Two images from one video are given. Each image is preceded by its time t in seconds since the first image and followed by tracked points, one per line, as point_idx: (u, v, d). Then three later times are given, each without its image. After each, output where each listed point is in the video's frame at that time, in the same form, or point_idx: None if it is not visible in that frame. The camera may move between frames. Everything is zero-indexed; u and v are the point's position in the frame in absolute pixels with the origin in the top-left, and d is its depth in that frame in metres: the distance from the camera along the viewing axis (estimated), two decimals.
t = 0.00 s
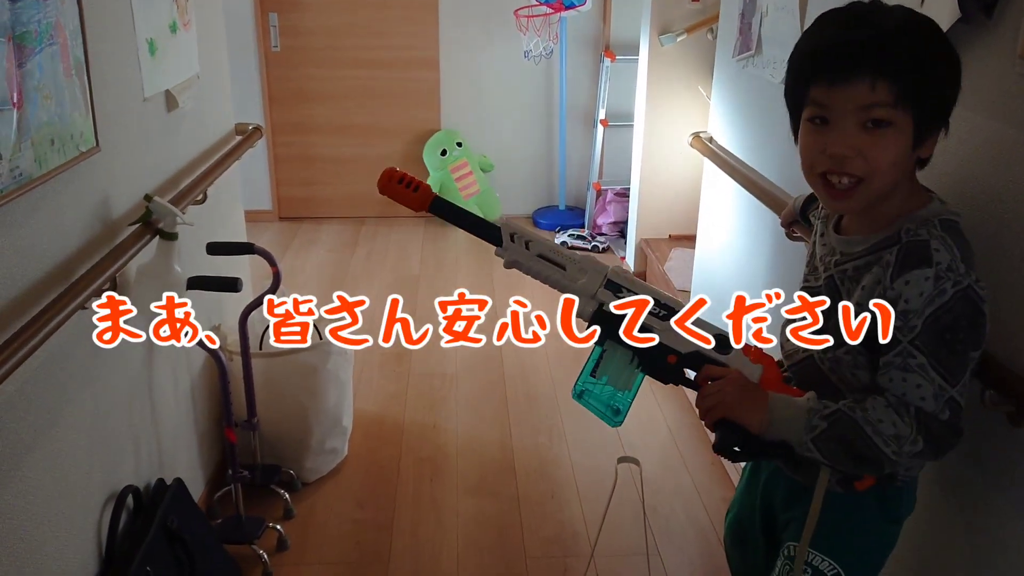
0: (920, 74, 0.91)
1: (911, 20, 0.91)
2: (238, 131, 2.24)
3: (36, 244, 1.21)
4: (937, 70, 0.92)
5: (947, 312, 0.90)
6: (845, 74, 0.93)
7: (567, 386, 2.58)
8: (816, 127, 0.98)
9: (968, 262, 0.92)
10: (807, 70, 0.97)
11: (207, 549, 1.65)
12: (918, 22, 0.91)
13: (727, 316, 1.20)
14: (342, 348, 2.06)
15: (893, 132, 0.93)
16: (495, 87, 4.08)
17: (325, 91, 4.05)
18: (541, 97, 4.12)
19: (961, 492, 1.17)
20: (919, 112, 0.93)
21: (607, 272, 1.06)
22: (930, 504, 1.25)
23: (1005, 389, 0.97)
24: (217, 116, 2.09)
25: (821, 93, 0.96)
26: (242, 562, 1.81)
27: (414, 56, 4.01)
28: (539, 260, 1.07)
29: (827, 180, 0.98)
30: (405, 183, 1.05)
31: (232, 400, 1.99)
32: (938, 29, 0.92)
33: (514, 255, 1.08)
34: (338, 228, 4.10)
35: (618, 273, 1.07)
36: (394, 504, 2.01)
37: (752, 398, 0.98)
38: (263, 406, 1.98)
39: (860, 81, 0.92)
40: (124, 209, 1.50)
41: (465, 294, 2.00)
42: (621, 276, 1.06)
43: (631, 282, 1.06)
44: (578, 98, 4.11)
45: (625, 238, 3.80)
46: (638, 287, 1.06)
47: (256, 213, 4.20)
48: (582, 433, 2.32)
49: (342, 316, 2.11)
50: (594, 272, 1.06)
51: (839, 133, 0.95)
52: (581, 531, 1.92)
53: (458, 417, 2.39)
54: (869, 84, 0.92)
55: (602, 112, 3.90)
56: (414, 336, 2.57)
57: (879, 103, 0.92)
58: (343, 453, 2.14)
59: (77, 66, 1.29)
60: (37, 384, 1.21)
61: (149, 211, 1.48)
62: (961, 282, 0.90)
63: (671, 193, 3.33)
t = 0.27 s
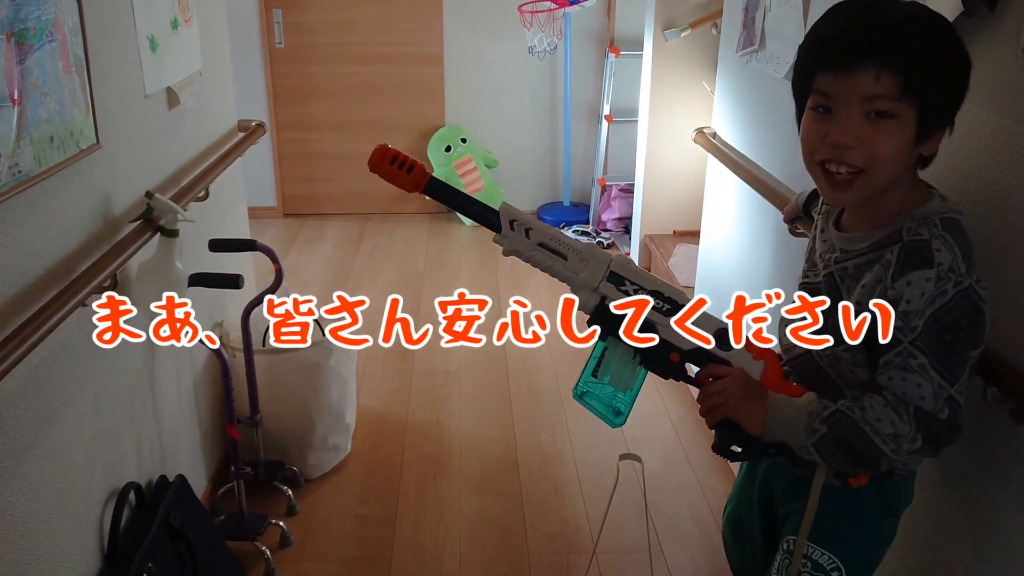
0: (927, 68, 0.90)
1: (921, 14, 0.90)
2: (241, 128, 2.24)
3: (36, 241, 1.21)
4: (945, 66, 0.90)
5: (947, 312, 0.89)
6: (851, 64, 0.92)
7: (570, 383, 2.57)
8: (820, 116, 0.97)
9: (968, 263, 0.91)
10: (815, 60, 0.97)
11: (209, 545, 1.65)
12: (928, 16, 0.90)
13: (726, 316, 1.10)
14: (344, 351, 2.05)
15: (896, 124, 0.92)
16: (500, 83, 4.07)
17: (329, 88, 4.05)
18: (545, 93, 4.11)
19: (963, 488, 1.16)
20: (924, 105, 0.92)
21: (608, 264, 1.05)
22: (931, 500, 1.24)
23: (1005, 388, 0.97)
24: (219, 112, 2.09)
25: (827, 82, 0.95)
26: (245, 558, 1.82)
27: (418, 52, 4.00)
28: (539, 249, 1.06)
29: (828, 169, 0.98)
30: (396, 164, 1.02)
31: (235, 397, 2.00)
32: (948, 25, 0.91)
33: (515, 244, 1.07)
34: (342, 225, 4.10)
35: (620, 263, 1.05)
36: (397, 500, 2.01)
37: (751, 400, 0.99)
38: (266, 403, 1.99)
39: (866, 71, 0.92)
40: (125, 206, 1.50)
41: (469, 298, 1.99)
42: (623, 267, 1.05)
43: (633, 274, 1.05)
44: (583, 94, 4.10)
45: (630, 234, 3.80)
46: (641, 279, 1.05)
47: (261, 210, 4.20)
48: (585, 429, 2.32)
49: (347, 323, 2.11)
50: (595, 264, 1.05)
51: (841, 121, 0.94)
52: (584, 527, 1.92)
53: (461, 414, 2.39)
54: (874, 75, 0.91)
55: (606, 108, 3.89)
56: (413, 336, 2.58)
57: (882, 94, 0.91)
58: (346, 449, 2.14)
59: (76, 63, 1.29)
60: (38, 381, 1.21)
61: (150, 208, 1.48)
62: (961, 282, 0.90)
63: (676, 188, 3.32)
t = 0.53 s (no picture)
0: (913, 67, 0.89)
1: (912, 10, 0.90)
2: (239, 124, 2.24)
3: (32, 238, 1.21)
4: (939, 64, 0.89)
5: (949, 307, 0.90)
6: (835, 61, 0.92)
7: (570, 379, 2.57)
8: (809, 113, 0.97)
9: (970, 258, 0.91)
10: (805, 57, 0.97)
11: (207, 542, 1.65)
12: (919, 12, 0.89)
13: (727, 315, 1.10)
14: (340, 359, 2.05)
15: (880, 122, 0.92)
16: (499, 78, 4.06)
17: (328, 83, 4.04)
18: (544, 88, 4.10)
19: (962, 486, 1.16)
20: (911, 105, 0.91)
21: (608, 271, 1.03)
22: (931, 498, 1.24)
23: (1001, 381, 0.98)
24: (217, 108, 2.08)
25: (814, 79, 0.95)
26: (243, 554, 1.82)
27: (417, 48, 3.99)
28: (535, 257, 1.03)
29: (813, 166, 0.98)
30: (377, 172, 0.98)
31: (233, 393, 2.00)
32: (942, 22, 0.89)
33: (510, 253, 1.03)
34: (342, 221, 4.10)
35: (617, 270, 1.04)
36: (395, 497, 2.01)
37: (761, 411, 0.99)
38: (264, 399, 1.99)
39: (848, 69, 0.91)
40: (122, 202, 1.50)
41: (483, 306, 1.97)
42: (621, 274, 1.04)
43: (632, 281, 1.03)
44: (583, 89, 4.09)
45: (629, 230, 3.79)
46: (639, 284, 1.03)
47: (260, 206, 4.20)
48: (584, 426, 2.32)
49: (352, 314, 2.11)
50: (593, 272, 1.04)
51: (826, 118, 0.94)
52: (582, 524, 1.92)
53: (459, 410, 2.39)
54: (857, 74, 0.91)
55: (606, 104, 3.88)
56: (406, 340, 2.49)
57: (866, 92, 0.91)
58: (345, 446, 2.14)
59: (71, 59, 1.28)
60: (34, 378, 1.21)
61: (146, 204, 1.48)
62: (963, 277, 0.90)
63: (675, 184, 3.31)
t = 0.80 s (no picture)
0: (893, 65, 0.88)
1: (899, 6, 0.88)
2: (237, 119, 2.23)
3: (26, 234, 1.20)
4: (926, 65, 0.88)
5: (942, 318, 0.91)
6: (814, 54, 0.93)
7: (570, 376, 2.56)
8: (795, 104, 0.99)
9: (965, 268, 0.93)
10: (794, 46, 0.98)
11: (204, 540, 1.65)
12: (904, 8, 0.88)
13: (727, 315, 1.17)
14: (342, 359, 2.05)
15: (854, 121, 0.92)
16: (499, 74, 4.05)
17: (329, 79, 4.03)
18: (545, 84, 4.09)
19: (962, 485, 1.15)
20: (891, 105, 0.90)
21: (594, 295, 1.00)
22: (931, 497, 1.23)
23: (1001, 381, 0.97)
24: (214, 104, 2.07)
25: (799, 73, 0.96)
26: (241, 552, 1.81)
27: (418, 44, 3.98)
28: (518, 284, 1.01)
29: (794, 160, 0.99)
30: (346, 203, 0.96)
31: (231, 390, 1.99)
32: (932, 19, 0.88)
33: (491, 279, 1.02)
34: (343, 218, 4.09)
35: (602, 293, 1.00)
36: (394, 494, 2.01)
37: (744, 432, 1.00)
38: (262, 396, 1.98)
39: (825, 65, 0.92)
40: (117, 198, 1.49)
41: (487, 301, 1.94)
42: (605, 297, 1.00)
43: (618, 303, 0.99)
44: (583, 85, 4.08)
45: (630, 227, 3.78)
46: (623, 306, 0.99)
47: (261, 202, 4.19)
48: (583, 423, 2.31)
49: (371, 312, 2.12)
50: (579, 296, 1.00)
51: (803, 113, 0.95)
52: (581, 522, 1.91)
53: (459, 408, 2.38)
54: (832, 70, 0.91)
55: (607, 99, 3.87)
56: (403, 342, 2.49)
57: (840, 90, 0.91)
58: (344, 443, 2.14)
59: (66, 54, 1.28)
60: (28, 375, 1.20)
61: (142, 200, 1.47)
62: (957, 288, 0.91)
63: (676, 180, 3.30)
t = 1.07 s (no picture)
0: (895, 65, 0.87)
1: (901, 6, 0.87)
2: (234, 115, 2.22)
3: (19, 230, 1.20)
4: (925, 64, 0.87)
5: (940, 317, 0.91)
6: (815, 52, 0.92)
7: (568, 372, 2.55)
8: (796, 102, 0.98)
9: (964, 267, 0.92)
10: (795, 44, 0.97)
11: (201, 536, 1.65)
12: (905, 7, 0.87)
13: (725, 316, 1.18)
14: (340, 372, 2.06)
15: (856, 119, 0.91)
16: (498, 69, 4.04)
17: (327, 74, 4.02)
18: (544, 79, 4.07)
19: (961, 481, 1.15)
20: (893, 104, 0.89)
21: (591, 290, 1.00)
22: (930, 493, 1.23)
23: (1002, 376, 0.96)
24: (210, 99, 2.06)
25: (801, 71, 0.95)
26: (239, 548, 1.81)
27: (416, 38, 3.97)
28: (515, 277, 1.02)
29: (795, 157, 0.98)
30: (338, 190, 0.96)
31: (228, 386, 1.99)
32: (934, 18, 0.87)
33: (488, 272, 1.02)
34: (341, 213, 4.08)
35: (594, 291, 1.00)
36: (392, 490, 2.00)
37: (735, 425, 1.00)
38: (259, 392, 1.97)
39: (826, 64, 0.91)
40: (112, 194, 1.48)
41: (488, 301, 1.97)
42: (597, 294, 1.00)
43: (613, 300, 1.00)
44: (583, 79, 4.06)
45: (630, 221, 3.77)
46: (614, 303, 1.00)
47: (259, 197, 4.18)
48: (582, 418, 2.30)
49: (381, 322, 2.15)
50: (576, 290, 1.00)
51: (805, 111, 0.94)
52: (580, 517, 1.91)
53: (457, 403, 2.37)
54: (834, 69, 0.90)
55: (606, 94, 3.86)
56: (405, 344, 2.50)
57: (843, 89, 0.90)
58: (341, 439, 2.13)
59: (58, 49, 1.27)
60: (23, 372, 1.20)
61: (136, 196, 1.47)
62: (956, 287, 0.91)
63: (675, 175, 3.29)
